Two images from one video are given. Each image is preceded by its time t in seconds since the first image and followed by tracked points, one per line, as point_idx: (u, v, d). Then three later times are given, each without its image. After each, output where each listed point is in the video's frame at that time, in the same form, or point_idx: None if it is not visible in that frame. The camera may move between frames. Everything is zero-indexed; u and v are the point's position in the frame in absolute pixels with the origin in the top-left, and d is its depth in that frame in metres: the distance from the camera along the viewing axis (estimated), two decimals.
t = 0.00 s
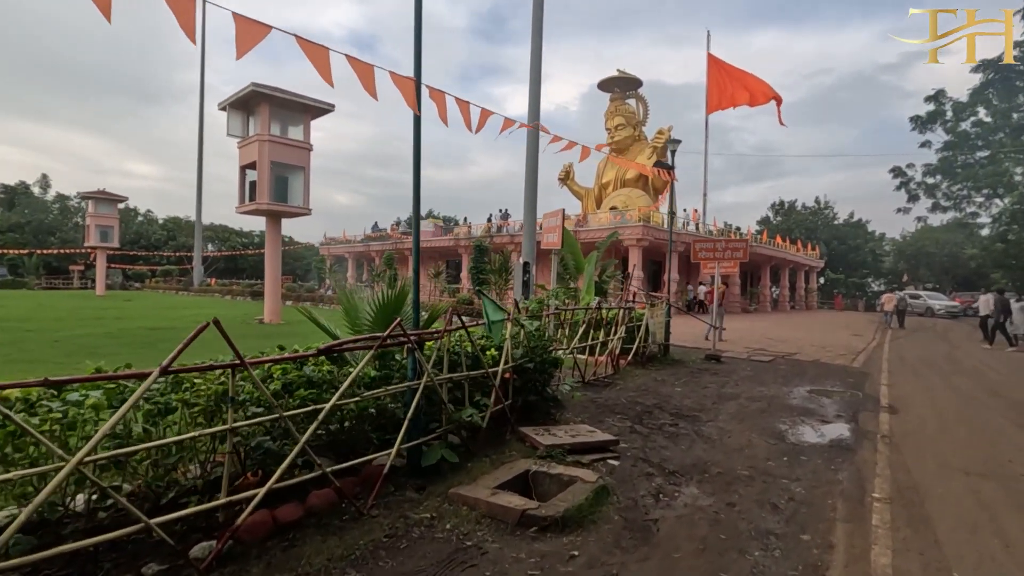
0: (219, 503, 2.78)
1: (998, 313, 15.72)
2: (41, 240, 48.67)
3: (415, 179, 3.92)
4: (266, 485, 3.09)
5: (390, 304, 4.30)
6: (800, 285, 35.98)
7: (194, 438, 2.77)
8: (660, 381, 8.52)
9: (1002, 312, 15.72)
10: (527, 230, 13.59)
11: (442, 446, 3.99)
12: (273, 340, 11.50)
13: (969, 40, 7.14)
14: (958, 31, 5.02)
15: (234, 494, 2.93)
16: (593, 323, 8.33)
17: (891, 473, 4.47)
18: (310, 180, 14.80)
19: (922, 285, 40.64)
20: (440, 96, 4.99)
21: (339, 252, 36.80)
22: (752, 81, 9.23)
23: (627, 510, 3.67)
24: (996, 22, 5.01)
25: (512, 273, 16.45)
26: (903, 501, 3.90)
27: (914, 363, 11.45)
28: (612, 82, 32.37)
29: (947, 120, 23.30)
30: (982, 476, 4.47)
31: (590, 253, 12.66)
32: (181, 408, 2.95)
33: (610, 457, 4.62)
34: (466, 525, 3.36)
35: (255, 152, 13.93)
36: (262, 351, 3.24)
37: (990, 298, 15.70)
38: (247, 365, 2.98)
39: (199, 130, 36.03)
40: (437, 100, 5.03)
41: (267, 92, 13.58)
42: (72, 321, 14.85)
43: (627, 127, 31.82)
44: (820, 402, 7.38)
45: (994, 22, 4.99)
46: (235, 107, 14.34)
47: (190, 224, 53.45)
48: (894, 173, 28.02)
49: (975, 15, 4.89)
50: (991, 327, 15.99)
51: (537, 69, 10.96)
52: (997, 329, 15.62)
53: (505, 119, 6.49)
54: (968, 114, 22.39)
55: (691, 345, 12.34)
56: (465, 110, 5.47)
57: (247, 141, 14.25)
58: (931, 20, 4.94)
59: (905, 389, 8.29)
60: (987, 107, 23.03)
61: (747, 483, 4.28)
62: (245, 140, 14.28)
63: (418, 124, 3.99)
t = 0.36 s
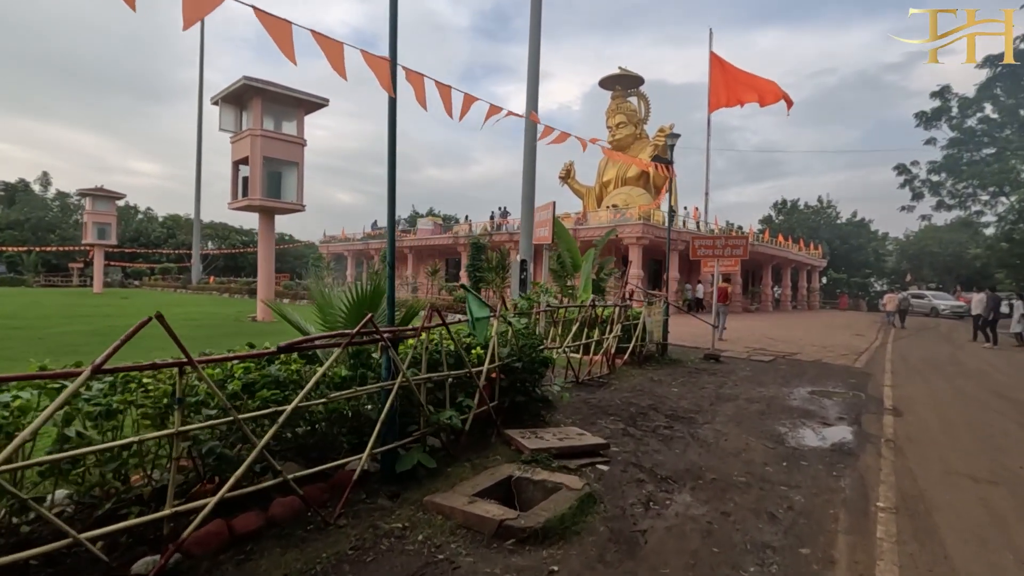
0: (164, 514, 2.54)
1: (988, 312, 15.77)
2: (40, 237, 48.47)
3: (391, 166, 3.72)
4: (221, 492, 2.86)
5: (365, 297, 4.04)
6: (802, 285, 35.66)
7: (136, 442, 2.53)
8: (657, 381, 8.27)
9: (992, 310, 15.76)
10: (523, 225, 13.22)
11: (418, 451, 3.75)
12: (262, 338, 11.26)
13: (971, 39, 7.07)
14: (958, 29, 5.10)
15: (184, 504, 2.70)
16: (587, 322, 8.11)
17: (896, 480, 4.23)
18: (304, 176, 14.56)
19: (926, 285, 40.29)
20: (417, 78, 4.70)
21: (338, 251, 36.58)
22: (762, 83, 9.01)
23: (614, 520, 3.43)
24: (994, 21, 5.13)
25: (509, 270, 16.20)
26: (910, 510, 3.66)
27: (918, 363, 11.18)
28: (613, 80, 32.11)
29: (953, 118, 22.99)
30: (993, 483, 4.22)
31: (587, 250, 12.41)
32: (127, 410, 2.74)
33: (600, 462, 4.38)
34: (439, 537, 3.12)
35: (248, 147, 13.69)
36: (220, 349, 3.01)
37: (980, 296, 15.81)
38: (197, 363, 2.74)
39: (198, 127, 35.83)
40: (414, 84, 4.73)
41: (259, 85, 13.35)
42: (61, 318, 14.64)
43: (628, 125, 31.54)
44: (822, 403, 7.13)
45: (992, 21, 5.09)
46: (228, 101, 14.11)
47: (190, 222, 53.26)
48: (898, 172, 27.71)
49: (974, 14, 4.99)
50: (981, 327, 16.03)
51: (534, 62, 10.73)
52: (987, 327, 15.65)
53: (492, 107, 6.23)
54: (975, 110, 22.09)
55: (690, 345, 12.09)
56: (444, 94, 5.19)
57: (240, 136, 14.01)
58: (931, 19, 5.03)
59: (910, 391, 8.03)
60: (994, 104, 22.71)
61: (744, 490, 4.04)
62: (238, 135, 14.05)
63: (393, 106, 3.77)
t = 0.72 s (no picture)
0: (93, 547, 2.29)
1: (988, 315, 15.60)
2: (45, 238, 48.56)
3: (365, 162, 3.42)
4: (166, 521, 2.61)
5: (339, 302, 3.71)
6: (809, 286, 35.19)
7: (62, 468, 2.29)
8: (657, 387, 7.97)
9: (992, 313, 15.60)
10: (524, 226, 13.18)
11: (394, 468, 3.49)
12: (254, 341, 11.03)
13: (970, 40, 7.17)
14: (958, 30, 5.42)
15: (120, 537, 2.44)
16: (584, 326, 7.87)
17: (910, 500, 3.94)
18: (300, 176, 14.34)
19: (936, 286, 39.67)
20: (392, 67, 4.40)
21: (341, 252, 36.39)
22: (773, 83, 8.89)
23: (602, 547, 3.16)
24: (992, 22, 5.46)
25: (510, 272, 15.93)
26: (927, 538, 3.36)
27: (929, 368, 10.84)
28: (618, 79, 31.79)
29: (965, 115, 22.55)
30: (1016, 504, 3.91)
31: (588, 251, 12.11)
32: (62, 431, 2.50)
33: (591, 479, 4.10)
34: (408, 567, 2.86)
35: (243, 146, 13.46)
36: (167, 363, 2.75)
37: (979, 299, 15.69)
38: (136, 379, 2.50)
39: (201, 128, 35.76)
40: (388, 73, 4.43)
41: (255, 84, 13.14)
42: (57, 319, 14.50)
43: (633, 125, 31.20)
44: (829, 412, 6.81)
45: (990, 21, 5.36)
46: (224, 100, 13.89)
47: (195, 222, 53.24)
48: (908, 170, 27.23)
49: (974, 16, 5.27)
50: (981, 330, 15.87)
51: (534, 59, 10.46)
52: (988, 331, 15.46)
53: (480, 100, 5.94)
54: (987, 107, 21.64)
55: (693, 348, 11.77)
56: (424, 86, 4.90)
57: (236, 135, 13.81)
58: (932, 20, 5.32)
59: (923, 398, 7.70)
60: (1007, 100, 22.24)
61: (745, 510, 3.75)
62: (234, 134, 13.85)
63: (366, 100, 3.48)
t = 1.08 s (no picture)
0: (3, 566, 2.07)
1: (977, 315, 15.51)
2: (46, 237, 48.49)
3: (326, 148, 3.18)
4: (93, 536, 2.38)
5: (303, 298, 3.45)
6: (812, 286, 34.86)
7: None
8: (652, 389, 7.71)
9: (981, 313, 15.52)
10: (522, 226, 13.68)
11: (357, 476, 3.26)
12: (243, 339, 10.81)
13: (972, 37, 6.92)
14: (957, 29, 5.38)
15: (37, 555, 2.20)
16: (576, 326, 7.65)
17: (911, 511, 3.69)
18: (294, 173, 14.13)
19: (941, 286, 39.24)
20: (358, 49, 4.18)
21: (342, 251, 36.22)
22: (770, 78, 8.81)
23: (577, 563, 2.93)
24: (990, 21, 5.45)
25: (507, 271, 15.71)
26: (929, 554, 3.12)
27: (933, 370, 10.57)
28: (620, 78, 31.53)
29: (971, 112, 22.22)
30: None
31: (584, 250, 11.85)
32: None
33: (573, 487, 3.86)
34: None
35: (235, 142, 13.22)
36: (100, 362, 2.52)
37: (967, 299, 15.61)
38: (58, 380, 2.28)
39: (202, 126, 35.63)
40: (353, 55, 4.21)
41: (246, 79, 12.95)
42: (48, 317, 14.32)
43: (635, 124, 30.94)
44: (829, 416, 6.56)
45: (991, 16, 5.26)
46: (216, 96, 13.68)
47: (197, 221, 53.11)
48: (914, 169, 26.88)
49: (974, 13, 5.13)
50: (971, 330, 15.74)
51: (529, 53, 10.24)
52: (977, 331, 15.30)
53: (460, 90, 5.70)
54: (993, 105, 21.30)
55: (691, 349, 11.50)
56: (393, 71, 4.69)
57: (228, 131, 13.63)
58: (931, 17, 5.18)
59: (926, 401, 7.44)
60: (1014, 98, 21.89)
61: (734, 522, 3.50)
62: (226, 130, 13.67)
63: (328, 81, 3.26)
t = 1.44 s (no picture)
0: None
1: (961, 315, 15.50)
2: (41, 237, 48.09)
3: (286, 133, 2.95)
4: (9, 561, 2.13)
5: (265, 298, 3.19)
6: (811, 287, 34.68)
7: None
8: (646, 392, 7.48)
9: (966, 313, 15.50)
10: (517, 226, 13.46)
11: (320, 491, 3.04)
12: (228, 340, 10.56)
13: (970, 37, 6.76)
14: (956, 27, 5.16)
15: None
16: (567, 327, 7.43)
17: (915, 526, 3.47)
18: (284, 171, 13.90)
19: (941, 287, 39.04)
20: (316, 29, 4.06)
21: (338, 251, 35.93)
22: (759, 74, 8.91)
23: None
24: (990, 22, 5.38)
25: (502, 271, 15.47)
26: None
27: (935, 372, 10.35)
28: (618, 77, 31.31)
29: (971, 111, 22.02)
30: None
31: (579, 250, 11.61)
32: None
33: (555, 501, 3.62)
34: None
35: (223, 139, 13.00)
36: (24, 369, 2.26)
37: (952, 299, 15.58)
38: None
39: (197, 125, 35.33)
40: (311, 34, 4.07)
41: (234, 74, 12.75)
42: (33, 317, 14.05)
43: (633, 123, 30.72)
44: (827, 420, 6.33)
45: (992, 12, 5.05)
46: (204, 92, 13.47)
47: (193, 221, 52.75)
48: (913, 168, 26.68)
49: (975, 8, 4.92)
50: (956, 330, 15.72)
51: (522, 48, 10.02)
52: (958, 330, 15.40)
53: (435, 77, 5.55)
54: (993, 104, 21.11)
55: (687, 351, 11.27)
56: (360, 53, 4.65)
57: (216, 128, 13.41)
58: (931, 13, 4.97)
59: (928, 405, 7.21)
60: (1015, 97, 21.69)
61: (726, 540, 3.26)
62: (214, 127, 13.45)
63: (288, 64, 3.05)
